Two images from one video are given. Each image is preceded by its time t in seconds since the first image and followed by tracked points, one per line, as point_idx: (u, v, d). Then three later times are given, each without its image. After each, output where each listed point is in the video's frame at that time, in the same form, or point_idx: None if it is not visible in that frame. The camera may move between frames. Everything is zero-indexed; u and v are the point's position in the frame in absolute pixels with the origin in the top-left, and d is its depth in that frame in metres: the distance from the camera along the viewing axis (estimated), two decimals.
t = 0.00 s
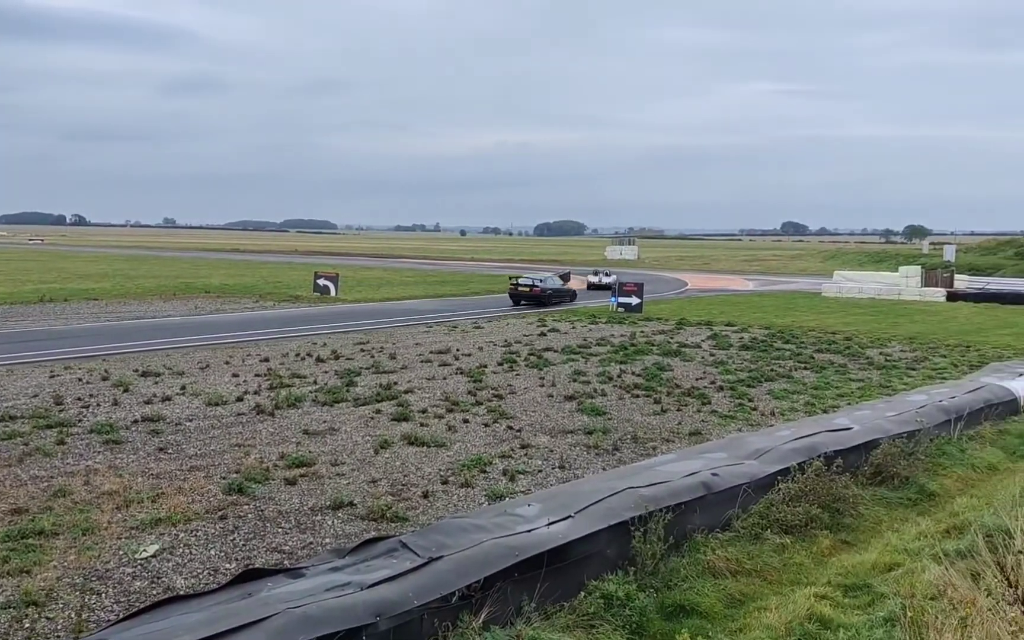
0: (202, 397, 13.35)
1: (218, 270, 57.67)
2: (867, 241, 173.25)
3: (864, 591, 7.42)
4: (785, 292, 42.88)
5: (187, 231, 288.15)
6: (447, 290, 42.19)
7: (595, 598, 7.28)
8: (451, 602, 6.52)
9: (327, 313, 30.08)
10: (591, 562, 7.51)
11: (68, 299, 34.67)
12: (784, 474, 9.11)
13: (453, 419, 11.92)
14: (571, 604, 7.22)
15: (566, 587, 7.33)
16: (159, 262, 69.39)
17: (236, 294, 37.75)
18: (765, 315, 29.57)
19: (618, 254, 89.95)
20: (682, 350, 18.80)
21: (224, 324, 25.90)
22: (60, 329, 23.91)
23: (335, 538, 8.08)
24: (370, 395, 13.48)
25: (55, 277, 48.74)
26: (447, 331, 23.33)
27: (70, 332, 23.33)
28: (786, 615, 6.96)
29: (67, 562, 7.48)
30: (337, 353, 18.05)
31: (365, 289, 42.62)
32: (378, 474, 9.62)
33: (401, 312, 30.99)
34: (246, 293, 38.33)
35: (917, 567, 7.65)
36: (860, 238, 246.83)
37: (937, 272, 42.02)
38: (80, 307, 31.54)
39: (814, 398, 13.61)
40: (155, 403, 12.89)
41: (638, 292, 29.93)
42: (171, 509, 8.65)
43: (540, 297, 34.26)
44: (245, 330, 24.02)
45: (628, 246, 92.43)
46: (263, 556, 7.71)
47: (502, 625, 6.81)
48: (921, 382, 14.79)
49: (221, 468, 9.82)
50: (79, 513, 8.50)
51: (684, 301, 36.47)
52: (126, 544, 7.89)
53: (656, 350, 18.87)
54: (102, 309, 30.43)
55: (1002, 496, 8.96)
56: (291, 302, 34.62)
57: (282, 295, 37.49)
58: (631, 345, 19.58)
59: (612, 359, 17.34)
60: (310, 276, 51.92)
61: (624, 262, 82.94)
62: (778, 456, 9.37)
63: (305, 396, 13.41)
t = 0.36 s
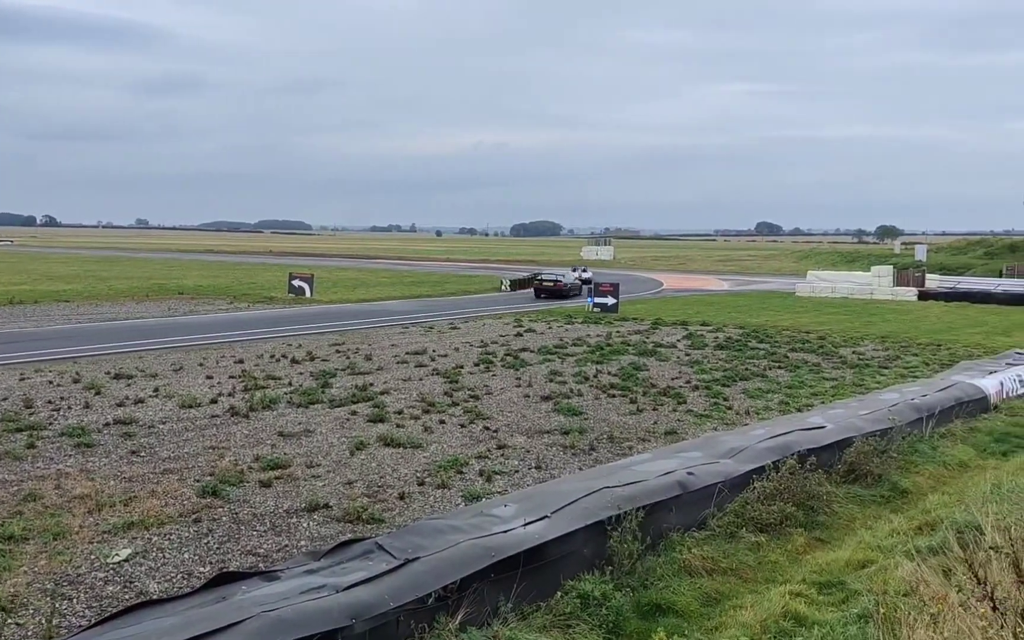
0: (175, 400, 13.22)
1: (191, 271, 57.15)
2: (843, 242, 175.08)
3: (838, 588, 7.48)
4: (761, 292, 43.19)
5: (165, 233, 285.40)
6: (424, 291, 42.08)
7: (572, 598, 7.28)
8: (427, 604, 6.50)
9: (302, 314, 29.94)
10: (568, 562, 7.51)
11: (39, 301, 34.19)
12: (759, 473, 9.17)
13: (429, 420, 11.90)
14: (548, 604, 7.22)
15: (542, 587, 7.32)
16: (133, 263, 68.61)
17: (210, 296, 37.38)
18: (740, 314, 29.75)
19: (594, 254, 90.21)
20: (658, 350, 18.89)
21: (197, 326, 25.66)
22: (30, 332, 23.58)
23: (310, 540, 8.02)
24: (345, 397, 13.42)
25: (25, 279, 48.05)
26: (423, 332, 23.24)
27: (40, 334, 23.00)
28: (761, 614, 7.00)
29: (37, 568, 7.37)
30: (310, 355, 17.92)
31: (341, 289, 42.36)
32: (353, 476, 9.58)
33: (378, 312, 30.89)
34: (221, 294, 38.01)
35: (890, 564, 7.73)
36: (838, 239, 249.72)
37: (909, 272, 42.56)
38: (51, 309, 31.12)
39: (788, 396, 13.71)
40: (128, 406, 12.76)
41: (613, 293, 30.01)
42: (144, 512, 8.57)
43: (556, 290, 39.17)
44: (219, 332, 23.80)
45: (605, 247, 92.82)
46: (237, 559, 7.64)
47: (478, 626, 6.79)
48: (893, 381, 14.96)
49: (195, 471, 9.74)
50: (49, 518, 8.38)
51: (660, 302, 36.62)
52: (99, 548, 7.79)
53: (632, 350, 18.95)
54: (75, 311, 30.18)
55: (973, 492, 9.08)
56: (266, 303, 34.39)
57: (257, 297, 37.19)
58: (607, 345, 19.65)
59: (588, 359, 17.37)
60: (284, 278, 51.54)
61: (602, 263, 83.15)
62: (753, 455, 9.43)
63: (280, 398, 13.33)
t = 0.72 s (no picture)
0: (158, 402, 13.12)
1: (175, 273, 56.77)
2: (828, 244, 176.38)
3: (822, 588, 7.52)
4: (746, 293, 43.40)
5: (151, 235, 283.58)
6: (410, 293, 42.01)
7: (558, 600, 7.28)
8: (413, 607, 6.47)
9: (287, 316, 29.84)
10: (554, 563, 7.50)
11: (20, 303, 33.83)
12: (744, 473, 9.19)
13: (414, 422, 11.86)
14: (534, 606, 7.20)
15: (528, 589, 7.31)
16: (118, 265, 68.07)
17: (194, 298, 37.12)
18: (726, 316, 29.90)
19: (580, 257, 90.55)
20: (643, 352, 18.94)
21: (181, 328, 25.51)
22: (10, 334, 23.33)
23: (295, 544, 7.97)
24: (330, 399, 13.35)
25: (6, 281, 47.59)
26: (409, 334, 23.20)
27: (21, 336, 22.77)
28: (746, 614, 7.01)
29: (18, 572, 7.29)
30: (295, 357, 17.83)
31: (326, 291, 42.18)
32: (339, 478, 9.54)
33: (364, 314, 30.79)
34: (205, 297, 37.78)
35: (873, 564, 7.77)
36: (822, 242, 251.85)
37: (892, 273, 42.82)
38: (32, 311, 30.80)
39: (772, 398, 13.78)
40: (110, 408, 12.66)
41: (599, 294, 30.09)
42: (128, 516, 8.49)
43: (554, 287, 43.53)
44: (203, 334, 23.66)
45: (590, 249, 93.04)
46: (222, 563, 7.58)
47: (464, 629, 6.77)
48: (876, 382, 15.06)
49: (179, 474, 9.66)
50: (31, 522, 8.28)
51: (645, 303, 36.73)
52: (81, 553, 7.71)
53: (618, 351, 18.98)
54: (58, 313, 29.99)
55: (955, 493, 9.16)
56: (251, 305, 34.22)
57: (242, 299, 36.99)
58: (593, 347, 19.67)
59: (574, 360, 17.41)
60: (269, 279, 51.53)
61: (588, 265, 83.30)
62: (738, 456, 9.46)
63: (264, 400, 13.26)
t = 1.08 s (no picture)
0: (152, 405, 13.08)
1: (168, 275, 56.57)
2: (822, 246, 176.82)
3: (816, 591, 7.53)
4: (740, 296, 43.48)
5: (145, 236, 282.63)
6: (405, 295, 42.06)
7: (552, 602, 7.28)
8: (408, 610, 6.46)
9: (281, 318, 29.81)
10: (548, 566, 7.50)
11: (12, 305, 33.65)
12: (738, 476, 9.20)
13: (408, 424, 11.84)
14: (529, 609, 7.20)
15: (523, 592, 7.31)
16: (111, 267, 67.85)
17: (187, 300, 36.97)
18: (720, 318, 29.95)
19: (574, 258, 90.64)
20: (637, 354, 18.95)
21: (175, 330, 25.43)
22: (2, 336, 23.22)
23: (289, 547, 7.95)
24: (324, 402, 13.34)
25: None
26: (403, 336, 23.18)
27: (13, 339, 22.65)
28: (740, 617, 7.02)
29: (11, 576, 7.25)
30: (290, 359, 17.79)
31: (320, 293, 42.10)
32: (333, 481, 9.52)
33: (358, 317, 30.73)
34: (199, 299, 37.68)
35: (867, 567, 7.79)
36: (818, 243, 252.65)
37: (886, 276, 42.89)
38: (24, 313, 30.65)
39: (766, 400, 13.80)
40: (104, 411, 12.61)
41: (593, 297, 30.10)
42: (121, 519, 8.45)
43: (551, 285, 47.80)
44: (197, 336, 23.60)
45: (585, 250, 93.09)
46: (216, 566, 7.56)
47: (459, 632, 6.76)
48: (869, 384, 15.10)
49: (173, 477, 9.62)
50: (24, 525, 8.25)
51: (639, 305, 36.75)
52: (74, 556, 7.68)
53: (612, 354, 18.98)
54: (52, 316, 29.92)
55: (948, 495, 9.19)
56: (245, 307, 34.13)
57: (236, 301, 36.88)
58: (587, 350, 19.66)
59: (568, 363, 17.43)
60: (264, 281, 51.56)
61: (583, 266, 83.37)
62: (732, 459, 9.47)
63: (258, 403, 13.22)
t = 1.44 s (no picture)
0: (156, 408, 13.08)
1: (171, 279, 56.64)
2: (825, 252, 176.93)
3: (821, 595, 7.51)
4: (743, 300, 43.43)
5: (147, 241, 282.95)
6: (408, 299, 42.15)
7: (557, 607, 7.25)
8: (412, 614, 6.44)
9: (284, 322, 29.83)
10: (552, 570, 7.48)
11: (16, 309, 33.62)
12: (743, 480, 9.18)
13: (412, 428, 11.83)
14: (533, 613, 7.18)
15: (527, 596, 7.29)
16: (115, 271, 67.94)
17: (191, 304, 36.97)
18: (724, 323, 29.93)
19: (580, 263, 90.00)
20: (641, 358, 18.93)
21: (179, 334, 25.41)
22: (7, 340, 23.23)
23: (293, 550, 7.93)
24: (328, 405, 13.33)
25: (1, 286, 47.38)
26: (407, 340, 23.15)
27: (17, 342, 22.66)
28: (745, 622, 7.00)
29: (16, 579, 7.24)
30: (293, 363, 17.78)
31: (324, 298, 42.09)
32: (336, 484, 9.51)
33: (361, 320, 30.72)
34: (203, 303, 37.73)
35: (872, 572, 7.77)
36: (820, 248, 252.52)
37: (889, 280, 42.88)
38: (29, 317, 30.65)
39: (770, 405, 13.79)
40: (108, 415, 12.60)
41: (597, 301, 30.09)
42: (125, 522, 8.44)
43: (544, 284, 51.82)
44: (201, 340, 23.60)
45: (587, 254, 93.03)
46: (220, 570, 7.54)
47: (464, 636, 6.74)
48: (874, 389, 15.08)
49: (177, 480, 9.62)
50: (28, 528, 8.23)
51: (643, 309, 36.73)
52: (79, 559, 7.67)
53: (615, 358, 18.97)
54: (57, 319, 29.98)
55: (954, 500, 9.16)
56: (249, 311, 34.12)
57: (240, 305, 36.86)
58: (590, 353, 19.64)
59: (572, 366, 17.42)
60: (267, 285, 51.84)
61: (585, 270, 83.62)
62: (737, 463, 9.46)
63: (262, 406, 13.23)
